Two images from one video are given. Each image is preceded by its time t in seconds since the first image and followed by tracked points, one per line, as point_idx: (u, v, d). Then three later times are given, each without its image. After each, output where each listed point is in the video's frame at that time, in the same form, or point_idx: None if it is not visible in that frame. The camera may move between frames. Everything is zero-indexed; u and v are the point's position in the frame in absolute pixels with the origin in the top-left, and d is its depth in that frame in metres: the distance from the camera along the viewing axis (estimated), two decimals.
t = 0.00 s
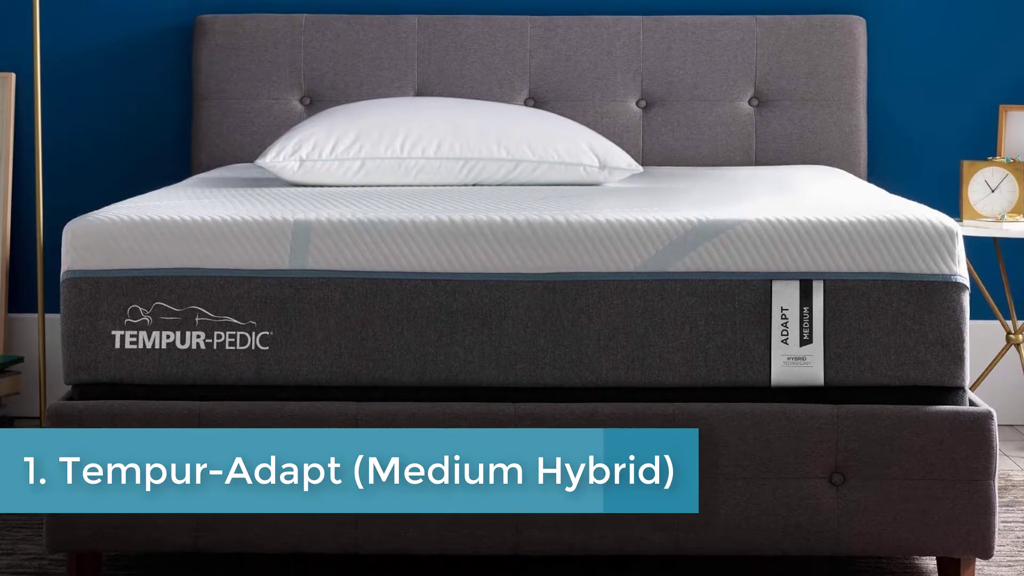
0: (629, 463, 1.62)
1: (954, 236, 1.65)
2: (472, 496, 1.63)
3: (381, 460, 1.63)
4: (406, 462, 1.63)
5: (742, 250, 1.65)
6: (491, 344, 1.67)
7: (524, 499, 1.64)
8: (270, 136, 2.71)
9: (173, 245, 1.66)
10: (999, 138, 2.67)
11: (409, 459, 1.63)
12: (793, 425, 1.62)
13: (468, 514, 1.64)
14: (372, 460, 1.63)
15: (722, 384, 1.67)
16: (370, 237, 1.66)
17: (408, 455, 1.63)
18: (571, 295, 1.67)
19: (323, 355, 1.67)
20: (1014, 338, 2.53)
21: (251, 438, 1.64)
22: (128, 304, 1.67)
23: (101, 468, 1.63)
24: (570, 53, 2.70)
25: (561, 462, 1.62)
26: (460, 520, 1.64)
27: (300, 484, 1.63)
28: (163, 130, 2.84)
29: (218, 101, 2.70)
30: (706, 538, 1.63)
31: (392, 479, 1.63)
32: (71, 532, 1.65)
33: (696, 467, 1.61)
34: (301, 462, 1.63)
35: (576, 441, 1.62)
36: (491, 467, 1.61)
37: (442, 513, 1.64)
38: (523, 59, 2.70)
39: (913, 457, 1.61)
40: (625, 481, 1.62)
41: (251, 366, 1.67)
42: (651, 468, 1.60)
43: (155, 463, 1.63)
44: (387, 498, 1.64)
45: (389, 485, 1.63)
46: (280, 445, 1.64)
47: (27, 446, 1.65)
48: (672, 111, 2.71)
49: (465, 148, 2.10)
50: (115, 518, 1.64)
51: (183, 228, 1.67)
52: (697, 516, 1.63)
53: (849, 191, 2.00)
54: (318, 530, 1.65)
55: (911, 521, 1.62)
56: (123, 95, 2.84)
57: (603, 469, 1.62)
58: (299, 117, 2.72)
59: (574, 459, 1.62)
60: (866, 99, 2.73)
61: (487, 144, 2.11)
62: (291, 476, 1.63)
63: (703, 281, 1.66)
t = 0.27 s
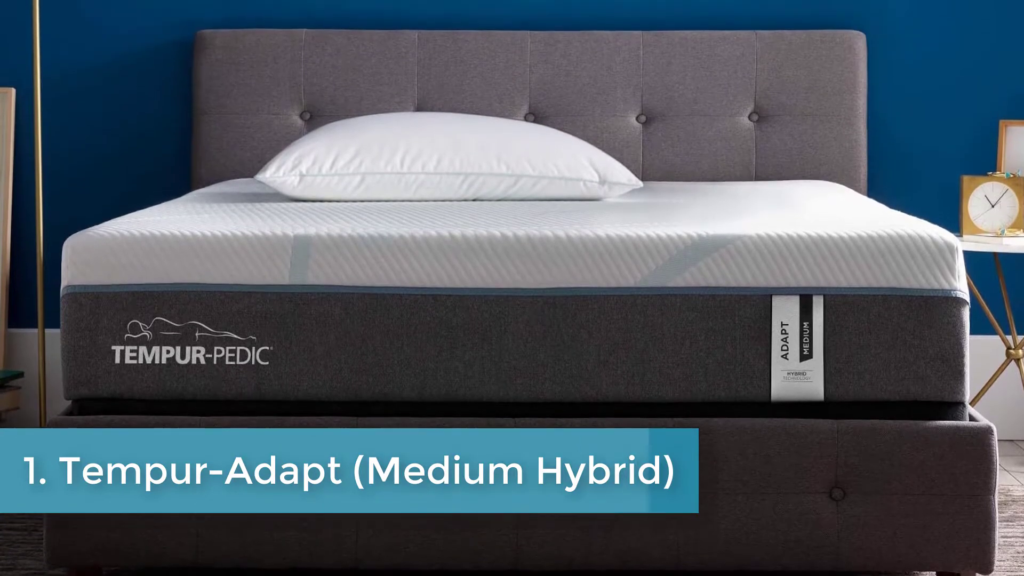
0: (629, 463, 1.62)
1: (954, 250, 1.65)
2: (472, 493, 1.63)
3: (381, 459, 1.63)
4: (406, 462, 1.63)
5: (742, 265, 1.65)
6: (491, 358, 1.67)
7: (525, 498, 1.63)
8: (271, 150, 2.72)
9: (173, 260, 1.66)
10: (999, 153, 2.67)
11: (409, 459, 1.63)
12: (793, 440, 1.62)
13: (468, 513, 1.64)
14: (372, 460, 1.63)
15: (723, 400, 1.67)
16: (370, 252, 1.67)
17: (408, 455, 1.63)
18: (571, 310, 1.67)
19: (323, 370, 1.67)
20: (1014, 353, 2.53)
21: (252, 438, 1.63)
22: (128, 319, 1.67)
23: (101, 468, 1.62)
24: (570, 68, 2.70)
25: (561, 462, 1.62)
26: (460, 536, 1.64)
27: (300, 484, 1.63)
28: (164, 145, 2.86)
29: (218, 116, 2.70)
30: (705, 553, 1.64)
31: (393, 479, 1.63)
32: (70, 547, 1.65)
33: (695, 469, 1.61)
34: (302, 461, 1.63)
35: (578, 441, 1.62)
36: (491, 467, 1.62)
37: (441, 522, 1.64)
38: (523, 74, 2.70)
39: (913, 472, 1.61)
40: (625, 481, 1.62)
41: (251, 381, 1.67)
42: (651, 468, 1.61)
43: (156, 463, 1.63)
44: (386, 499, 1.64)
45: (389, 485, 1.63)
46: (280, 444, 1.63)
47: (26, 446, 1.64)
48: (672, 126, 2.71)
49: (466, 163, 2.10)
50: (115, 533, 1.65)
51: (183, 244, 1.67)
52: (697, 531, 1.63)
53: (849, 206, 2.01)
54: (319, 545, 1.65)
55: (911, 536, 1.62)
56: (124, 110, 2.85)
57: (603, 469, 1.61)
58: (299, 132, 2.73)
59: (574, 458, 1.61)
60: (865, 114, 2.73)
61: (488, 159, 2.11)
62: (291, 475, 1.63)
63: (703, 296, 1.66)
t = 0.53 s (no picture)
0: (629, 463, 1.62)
1: (954, 266, 1.65)
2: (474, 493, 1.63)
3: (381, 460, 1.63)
4: (406, 463, 1.62)
5: (742, 281, 1.65)
6: (491, 374, 1.67)
7: (526, 498, 1.63)
8: (271, 166, 2.72)
9: (174, 276, 1.67)
10: (999, 168, 2.68)
11: (409, 459, 1.63)
12: (793, 456, 1.61)
13: (469, 521, 1.64)
14: (372, 460, 1.63)
15: (722, 416, 1.67)
16: (370, 268, 1.67)
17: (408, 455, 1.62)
18: (571, 326, 1.67)
19: (323, 386, 1.67)
20: (1014, 369, 2.51)
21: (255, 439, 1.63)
22: (128, 335, 1.67)
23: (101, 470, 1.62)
24: (570, 84, 2.71)
25: (560, 462, 1.62)
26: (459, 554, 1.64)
27: (300, 484, 1.63)
28: (164, 161, 2.87)
29: (218, 132, 2.71)
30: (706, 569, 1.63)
31: (392, 479, 1.63)
32: (69, 561, 1.65)
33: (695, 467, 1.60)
34: (303, 460, 1.63)
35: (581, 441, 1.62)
36: (491, 467, 1.62)
37: (440, 538, 1.64)
38: (523, 90, 2.71)
39: (913, 488, 1.61)
40: (625, 482, 1.61)
41: (251, 396, 1.67)
42: (652, 468, 1.59)
43: (156, 462, 1.63)
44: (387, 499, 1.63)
45: (389, 485, 1.63)
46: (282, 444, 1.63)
47: (30, 446, 1.66)
48: (672, 143, 2.72)
49: (466, 179, 2.11)
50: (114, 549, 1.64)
51: (184, 259, 1.67)
52: (697, 546, 1.63)
53: (849, 222, 2.01)
54: (320, 561, 1.64)
55: (911, 552, 1.61)
56: (125, 125, 2.86)
57: (604, 468, 1.61)
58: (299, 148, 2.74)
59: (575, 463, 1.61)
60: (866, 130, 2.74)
61: (488, 175, 2.12)
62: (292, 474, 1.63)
63: (703, 312, 1.66)
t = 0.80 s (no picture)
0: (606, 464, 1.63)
1: (954, 283, 1.65)
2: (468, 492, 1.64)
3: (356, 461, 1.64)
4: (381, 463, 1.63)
5: (742, 298, 1.66)
6: (491, 391, 1.67)
7: (501, 498, 1.64)
8: (271, 184, 2.73)
9: (174, 292, 1.67)
10: (999, 186, 2.68)
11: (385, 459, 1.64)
12: (793, 473, 1.62)
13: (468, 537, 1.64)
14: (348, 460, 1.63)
15: (722, 433, 1.67)
16: (370, 285, 1.67)
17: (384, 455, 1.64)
18: (571, 343, 1.67)
19: (323, 403, 1.67)
20: (1013, 387, 2.50)
21: (251, 437, 1.64)
22: (128, 352, 1.67)
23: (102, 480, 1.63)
24: (570, 101, 2.72)
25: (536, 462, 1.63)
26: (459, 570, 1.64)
27: (301, 500, 1.64)
28: (165, 177, 2.88)
29: (217, 149, 2.72)
30: None
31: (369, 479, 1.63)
32: None
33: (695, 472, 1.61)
34: (289, 468, 1.63)
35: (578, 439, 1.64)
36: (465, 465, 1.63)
37: (440, 554, 1.64)
38: (523, 107, 2.72)
39: (913, 504, 1.61)
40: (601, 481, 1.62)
41: (251, 413, 1.67)
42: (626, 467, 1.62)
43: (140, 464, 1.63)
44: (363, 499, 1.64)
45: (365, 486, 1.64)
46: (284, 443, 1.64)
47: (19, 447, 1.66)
48: (672, 160, 2.73)
49: (465, 196, 2.11)
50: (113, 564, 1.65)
51: (183, 276, 1.67)
52: (697, 563, 1.63)
53: (849, 238, 2.01)
54: None
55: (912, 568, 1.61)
56: (126, 142, 2.87)
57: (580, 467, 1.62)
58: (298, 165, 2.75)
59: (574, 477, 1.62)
60: (865, 146, 2.75)
61: (488, 193, 2.12)
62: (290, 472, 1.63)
63: (702, 328, 1.67)
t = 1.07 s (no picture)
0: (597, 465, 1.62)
1: (954, 301, 1.65)
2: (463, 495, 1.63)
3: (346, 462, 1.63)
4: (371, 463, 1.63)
5: (742, 315, 1.66)
6: (491, 409, 1.67)
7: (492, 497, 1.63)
8: (271, 201, 2.74)
9: (174, 310, 1.67)
10: (999, 204, 2.65)
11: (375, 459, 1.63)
12: (793, 490, 1.62)
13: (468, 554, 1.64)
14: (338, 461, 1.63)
15: (722, 450, 1.67)
16: (370, 302, 1.67)
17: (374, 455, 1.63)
18: (571, 360, 1.67)
19: (323, 421, 1.67)
20: (1013, 404, 2.49)
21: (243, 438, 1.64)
22: (128, 369, 1.67)
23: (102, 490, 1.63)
24: (570, 118, 2.73)
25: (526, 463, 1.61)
26: None
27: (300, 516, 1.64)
28: (165, 194, 2.89)
29: (216, 166, 2.73)
30: None
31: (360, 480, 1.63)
32: None
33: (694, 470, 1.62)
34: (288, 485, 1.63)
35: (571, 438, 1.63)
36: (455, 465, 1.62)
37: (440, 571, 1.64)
38: (523, 125, 2.73)
39: (914, 522, 1.61)
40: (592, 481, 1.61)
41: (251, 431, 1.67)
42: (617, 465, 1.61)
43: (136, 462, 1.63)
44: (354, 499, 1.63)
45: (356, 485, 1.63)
46: (280, 444, 1.64)
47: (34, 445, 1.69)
48: (672, 178, 2.73)
49: (465, 214, 2.12)
50: None
51: (183, 294, 1.67)
52: None
53: (849, 255, 2.01)
54: None
55: None
56: (127, 159, 2.89)
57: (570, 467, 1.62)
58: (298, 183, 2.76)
59: (571, 488, 1.62)
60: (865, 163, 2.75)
61: (488, 210, 2.13)
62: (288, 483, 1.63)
63: (702, 346, 1.67)
